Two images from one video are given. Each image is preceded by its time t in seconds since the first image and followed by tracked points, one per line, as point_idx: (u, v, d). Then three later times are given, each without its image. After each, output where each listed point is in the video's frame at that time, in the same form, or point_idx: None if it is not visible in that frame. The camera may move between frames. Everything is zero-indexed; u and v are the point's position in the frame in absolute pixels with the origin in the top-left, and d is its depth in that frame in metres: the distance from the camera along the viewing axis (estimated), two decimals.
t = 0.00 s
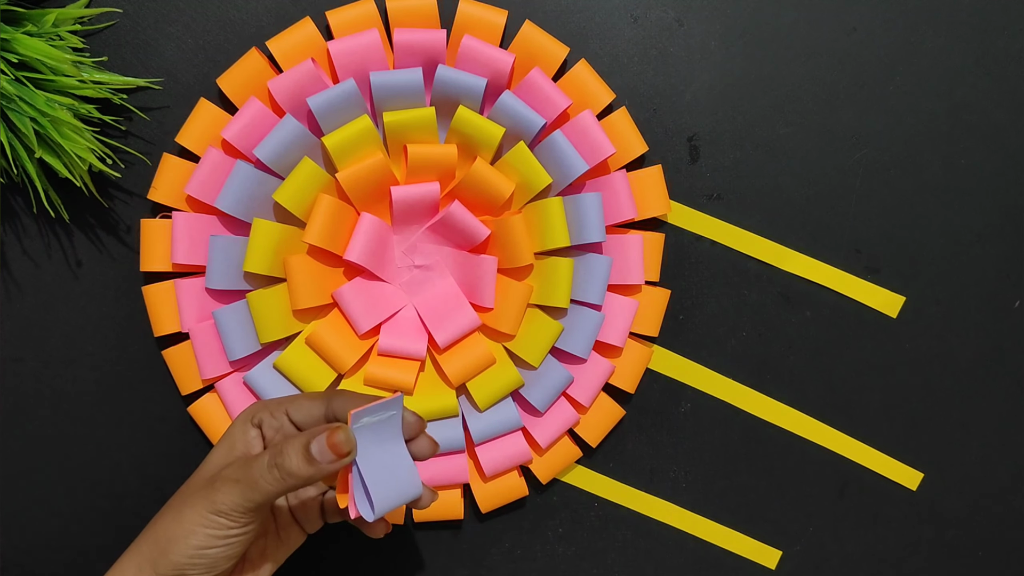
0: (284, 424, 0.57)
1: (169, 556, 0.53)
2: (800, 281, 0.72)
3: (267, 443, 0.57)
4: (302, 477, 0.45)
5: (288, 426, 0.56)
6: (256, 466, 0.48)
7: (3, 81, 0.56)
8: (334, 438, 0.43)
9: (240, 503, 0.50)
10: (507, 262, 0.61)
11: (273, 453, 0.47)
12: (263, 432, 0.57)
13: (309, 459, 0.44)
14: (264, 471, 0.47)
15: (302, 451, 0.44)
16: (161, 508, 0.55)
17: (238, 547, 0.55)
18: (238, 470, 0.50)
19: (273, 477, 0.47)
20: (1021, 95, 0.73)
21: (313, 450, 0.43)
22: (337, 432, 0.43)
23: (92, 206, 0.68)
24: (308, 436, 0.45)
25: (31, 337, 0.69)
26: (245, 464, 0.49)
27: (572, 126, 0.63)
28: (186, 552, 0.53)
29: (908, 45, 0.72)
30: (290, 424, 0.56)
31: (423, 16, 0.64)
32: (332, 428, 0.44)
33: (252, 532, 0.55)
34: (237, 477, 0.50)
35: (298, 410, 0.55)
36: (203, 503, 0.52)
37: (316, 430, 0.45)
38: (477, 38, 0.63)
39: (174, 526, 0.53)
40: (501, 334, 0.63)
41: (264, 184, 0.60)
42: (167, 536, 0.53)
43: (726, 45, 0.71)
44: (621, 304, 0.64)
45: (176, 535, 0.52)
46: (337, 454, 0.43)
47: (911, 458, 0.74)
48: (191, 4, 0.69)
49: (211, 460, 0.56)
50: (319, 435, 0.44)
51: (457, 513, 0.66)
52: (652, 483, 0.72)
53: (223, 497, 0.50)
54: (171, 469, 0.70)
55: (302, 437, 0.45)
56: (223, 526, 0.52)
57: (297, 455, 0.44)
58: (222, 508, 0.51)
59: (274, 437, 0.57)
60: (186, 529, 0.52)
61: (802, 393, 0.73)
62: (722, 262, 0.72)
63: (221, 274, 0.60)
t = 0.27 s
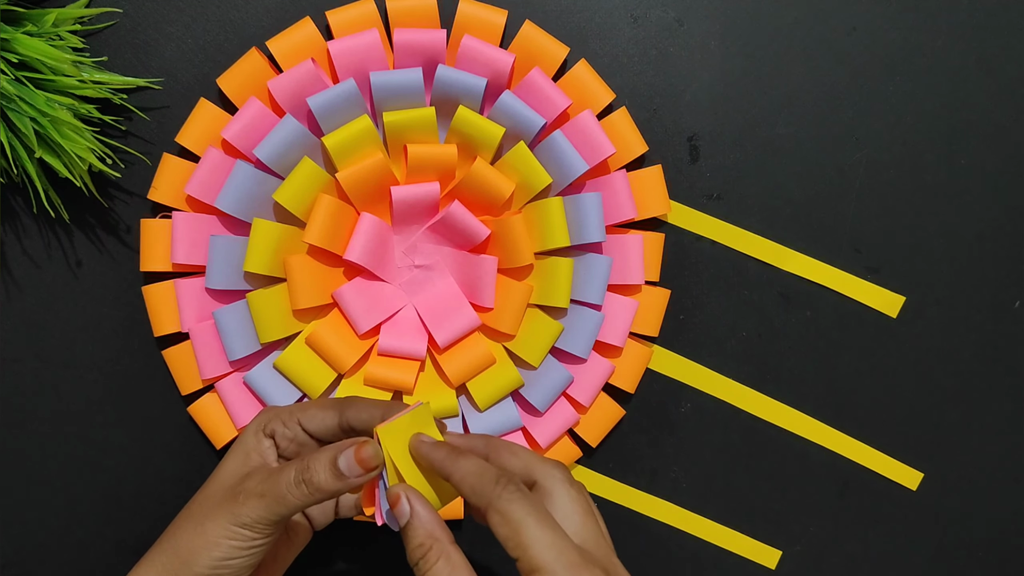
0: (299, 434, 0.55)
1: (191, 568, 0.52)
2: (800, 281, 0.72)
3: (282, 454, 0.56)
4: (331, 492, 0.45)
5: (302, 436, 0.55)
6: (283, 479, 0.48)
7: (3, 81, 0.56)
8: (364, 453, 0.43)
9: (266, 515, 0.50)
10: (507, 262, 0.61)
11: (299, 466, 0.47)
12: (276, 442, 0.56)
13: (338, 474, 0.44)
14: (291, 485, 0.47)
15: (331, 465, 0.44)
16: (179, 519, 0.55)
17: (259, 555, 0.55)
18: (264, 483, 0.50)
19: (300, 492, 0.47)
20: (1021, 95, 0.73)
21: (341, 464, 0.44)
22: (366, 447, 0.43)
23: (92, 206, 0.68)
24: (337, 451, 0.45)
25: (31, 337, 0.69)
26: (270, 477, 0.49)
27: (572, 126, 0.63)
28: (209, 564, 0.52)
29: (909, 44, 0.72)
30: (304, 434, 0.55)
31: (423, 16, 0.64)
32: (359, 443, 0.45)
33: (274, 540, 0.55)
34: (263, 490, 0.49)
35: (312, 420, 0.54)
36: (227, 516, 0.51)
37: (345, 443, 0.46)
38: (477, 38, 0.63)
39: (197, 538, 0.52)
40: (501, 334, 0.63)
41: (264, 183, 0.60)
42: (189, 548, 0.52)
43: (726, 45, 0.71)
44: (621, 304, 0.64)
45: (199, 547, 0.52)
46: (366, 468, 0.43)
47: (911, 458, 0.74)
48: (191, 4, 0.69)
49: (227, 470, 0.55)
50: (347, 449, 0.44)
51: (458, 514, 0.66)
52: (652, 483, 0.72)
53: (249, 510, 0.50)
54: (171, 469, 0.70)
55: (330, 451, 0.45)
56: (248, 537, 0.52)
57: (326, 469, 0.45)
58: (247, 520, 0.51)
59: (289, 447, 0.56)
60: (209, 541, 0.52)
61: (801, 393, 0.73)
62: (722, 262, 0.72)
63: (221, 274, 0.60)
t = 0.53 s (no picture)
0: (300, 434, 0.55)
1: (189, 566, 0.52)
2: (800, 281, 0.72)
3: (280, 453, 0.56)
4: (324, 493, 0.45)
5: (302, 435, 0.55)
6: (277, 479, 0.48)
7: (3, 81, 0.56)
8: (357, 451, 0.43)
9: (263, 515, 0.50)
10: (507, 262, 0.61)
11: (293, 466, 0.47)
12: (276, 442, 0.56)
13: (331, 474, 0.44)
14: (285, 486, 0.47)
15: (324, 465, 0.44)
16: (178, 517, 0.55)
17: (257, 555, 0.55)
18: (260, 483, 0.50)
19: (295, 493, 0.46)
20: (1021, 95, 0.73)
21: (334, 464, 0.43)
22: (359, 445, 0.43)
23: (92, 206, 0.68)
24: (331, 450, 0.44)
25: (31, 337, 0.69)
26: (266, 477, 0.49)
27: (572, 126, 0.63)
28: (206, 563, 0.52)
29: (908, 45, 0.72)
30: (304, 433, 0.55)
31: (423, 16, 0.64)
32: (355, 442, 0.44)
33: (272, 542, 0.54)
34: (259, 491, 0.49)
35: (312, 419, 0.54)
36: (223, 514, 0.51)
37: (339, 442, 0.45)
38: (477, 38, 0.63)
39: (194, 536, 0.52)
40: (501, 334, 0.63)
41: (264, 183, 0.60)
42: (187, 547, 0.52)
43: (726, 45, 0.71)
44: (621, 304, 0.64)
45: (197, 545, 0.52)
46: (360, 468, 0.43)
47: (911, 458, 0.74)
48: (191, 4, 0.69)
49: (224, 470, 0.55)
50: (340, 448, 0.44)
51: (457, 514, 0.66)
52: (652, 483, 0.72)
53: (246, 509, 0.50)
54: (171, 469, 0.70)
55: (325, 450, 0.45)
56: (244, 537, 0.52)
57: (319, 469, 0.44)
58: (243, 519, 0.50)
59: (288, 446, 0.56)
60: (206, 540, 0.52)
61: (802, 393, 0.73)
62: (722, 262, 0.72)
63: (221, 274, 0.60)
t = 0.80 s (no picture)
0: (329, 485, 0.54)
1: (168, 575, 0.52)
2: (800, 281, 0.72)
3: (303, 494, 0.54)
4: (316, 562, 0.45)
5: (330, 487, 0.54)
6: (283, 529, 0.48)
7: (3, 81, 0.56)
8: (374, 544, 0.44)
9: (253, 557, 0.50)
10: (507, 262, 0.61)
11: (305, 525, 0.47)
12: (302, 482, 0.54)
13: (339, 552, 0.44)
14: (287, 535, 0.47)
15: (335, 541, 0.45)
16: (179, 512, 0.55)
17: None
18: (268, 526, 0.49)
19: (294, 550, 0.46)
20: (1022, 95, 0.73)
21: (348, 544, 0.44)
22: (378, 539, 0.44)
23: (92, 206, 0.68)
24: (347, 528, 0.46)
25: (31, 337, 0.69)
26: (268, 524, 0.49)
27: (572, 126, 0.63)
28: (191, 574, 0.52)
29: (909, 44, 0.72)
30: (333, 488, 0.53)
31: (423, 16, 0.64)
32: (374, 530, 0.45)
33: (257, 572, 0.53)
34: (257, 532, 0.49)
35: (347, 479, 0.53)
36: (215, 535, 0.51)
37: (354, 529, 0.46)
38: (477, 38, 0.63)
39: (188, 546, 0.52)
40: (501, 334, 0.63)
41: (264, 183, 0.60)
42: (180, 551, 0.52)
43: (726, 44, 0.71)
44: (621, 305, 0.64)
45: (188, 556, 0.51)
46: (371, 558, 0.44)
47: (912, 458, 0.74)
48: (191, 4, 0.69)
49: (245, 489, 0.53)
50: (359, 530, 0.45)
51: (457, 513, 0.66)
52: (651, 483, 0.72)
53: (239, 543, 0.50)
54: (171, 469, 0.70)
55: (342, 526, 0.46)
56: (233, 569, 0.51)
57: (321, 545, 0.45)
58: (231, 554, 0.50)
59: (314, 491, 0.54)
60: (199, 552, 0.51)
61: (802, 393, 0.73)
62: (722, 262, 0.72)
63: (221, 274, 0.60)
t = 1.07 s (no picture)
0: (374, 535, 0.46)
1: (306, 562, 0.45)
2: (800, 281, 0.72)
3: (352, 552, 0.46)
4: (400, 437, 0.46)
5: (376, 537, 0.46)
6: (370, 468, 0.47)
7: (3, 81, 0.56)
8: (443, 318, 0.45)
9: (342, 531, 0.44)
10: (507, 262, 0.61)
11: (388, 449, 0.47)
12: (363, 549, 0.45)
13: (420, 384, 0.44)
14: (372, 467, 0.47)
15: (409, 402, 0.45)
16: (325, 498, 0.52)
17: None
18: None
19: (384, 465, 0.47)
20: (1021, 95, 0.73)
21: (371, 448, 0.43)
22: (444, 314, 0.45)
23: (92, 206, 0.68)
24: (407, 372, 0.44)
25: (31, 336, 0.69)
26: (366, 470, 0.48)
27: (572, 126, 0.63)
28: None
29: (909, 44, 0.72)
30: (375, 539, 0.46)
31: (423, 16, 0.64)
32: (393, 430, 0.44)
33: None
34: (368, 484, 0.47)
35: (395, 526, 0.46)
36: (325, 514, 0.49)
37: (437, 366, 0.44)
38: (477, 38, 0.63)
39: None
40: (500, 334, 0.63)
41: (264, 183, 0.60)
42: None
43: (726, 45, 0.71)
44: (621, 304, 0.64)
45: None
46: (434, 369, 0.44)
47: (911, 458, 0.74)
48: (191, 5, 0.69)
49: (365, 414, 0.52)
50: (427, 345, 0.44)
51: (458, 513, 0.66)
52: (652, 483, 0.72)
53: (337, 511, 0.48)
54: (171, 470, 0.70)
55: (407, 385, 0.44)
56: None
57: (398, 389, 0.45)
58: (334, 549, 0.43)
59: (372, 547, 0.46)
60: None
61: (802, 393, 0.73)
62: (722, 262, 0.71)
63: (221, 274, 0.60)
